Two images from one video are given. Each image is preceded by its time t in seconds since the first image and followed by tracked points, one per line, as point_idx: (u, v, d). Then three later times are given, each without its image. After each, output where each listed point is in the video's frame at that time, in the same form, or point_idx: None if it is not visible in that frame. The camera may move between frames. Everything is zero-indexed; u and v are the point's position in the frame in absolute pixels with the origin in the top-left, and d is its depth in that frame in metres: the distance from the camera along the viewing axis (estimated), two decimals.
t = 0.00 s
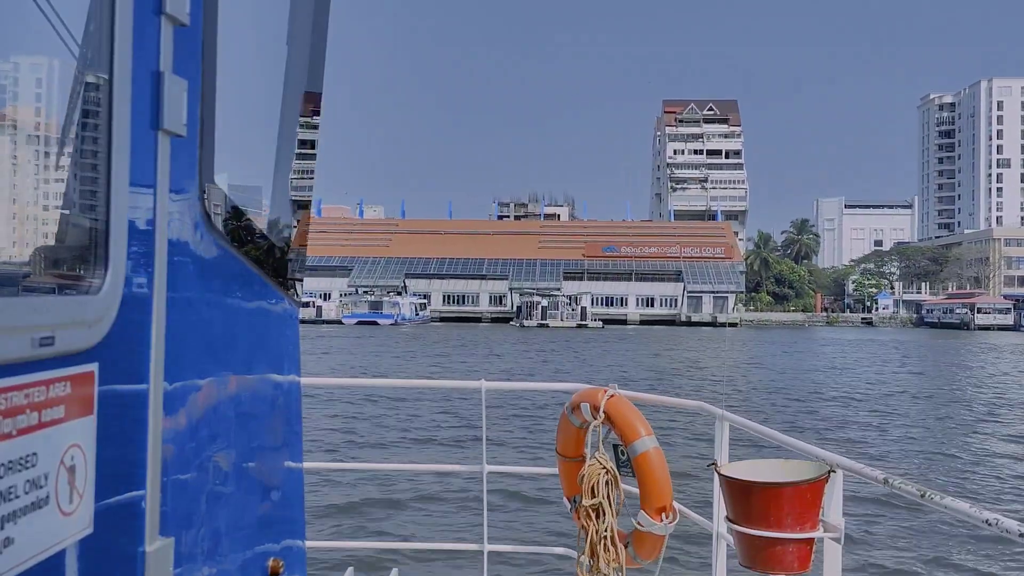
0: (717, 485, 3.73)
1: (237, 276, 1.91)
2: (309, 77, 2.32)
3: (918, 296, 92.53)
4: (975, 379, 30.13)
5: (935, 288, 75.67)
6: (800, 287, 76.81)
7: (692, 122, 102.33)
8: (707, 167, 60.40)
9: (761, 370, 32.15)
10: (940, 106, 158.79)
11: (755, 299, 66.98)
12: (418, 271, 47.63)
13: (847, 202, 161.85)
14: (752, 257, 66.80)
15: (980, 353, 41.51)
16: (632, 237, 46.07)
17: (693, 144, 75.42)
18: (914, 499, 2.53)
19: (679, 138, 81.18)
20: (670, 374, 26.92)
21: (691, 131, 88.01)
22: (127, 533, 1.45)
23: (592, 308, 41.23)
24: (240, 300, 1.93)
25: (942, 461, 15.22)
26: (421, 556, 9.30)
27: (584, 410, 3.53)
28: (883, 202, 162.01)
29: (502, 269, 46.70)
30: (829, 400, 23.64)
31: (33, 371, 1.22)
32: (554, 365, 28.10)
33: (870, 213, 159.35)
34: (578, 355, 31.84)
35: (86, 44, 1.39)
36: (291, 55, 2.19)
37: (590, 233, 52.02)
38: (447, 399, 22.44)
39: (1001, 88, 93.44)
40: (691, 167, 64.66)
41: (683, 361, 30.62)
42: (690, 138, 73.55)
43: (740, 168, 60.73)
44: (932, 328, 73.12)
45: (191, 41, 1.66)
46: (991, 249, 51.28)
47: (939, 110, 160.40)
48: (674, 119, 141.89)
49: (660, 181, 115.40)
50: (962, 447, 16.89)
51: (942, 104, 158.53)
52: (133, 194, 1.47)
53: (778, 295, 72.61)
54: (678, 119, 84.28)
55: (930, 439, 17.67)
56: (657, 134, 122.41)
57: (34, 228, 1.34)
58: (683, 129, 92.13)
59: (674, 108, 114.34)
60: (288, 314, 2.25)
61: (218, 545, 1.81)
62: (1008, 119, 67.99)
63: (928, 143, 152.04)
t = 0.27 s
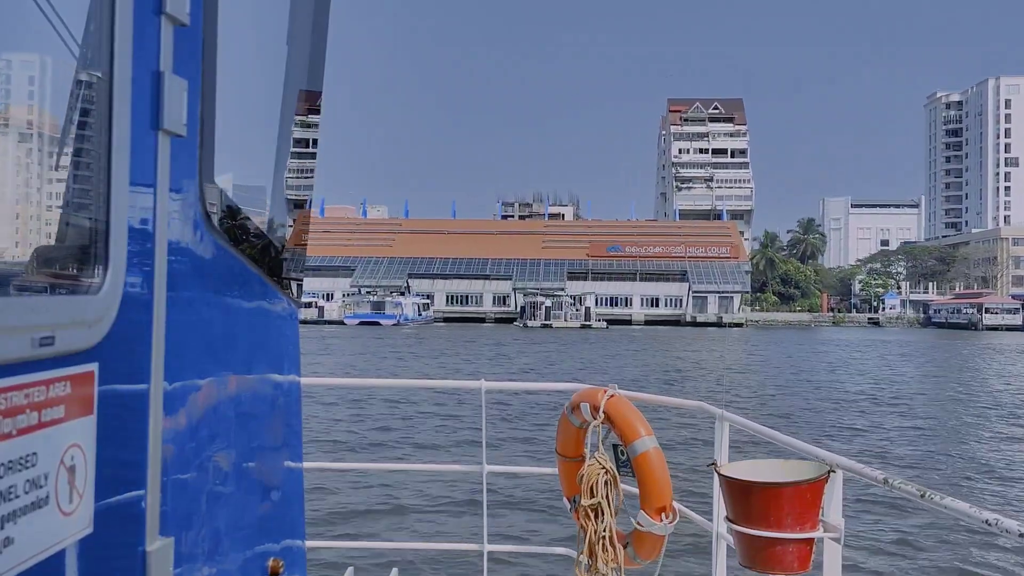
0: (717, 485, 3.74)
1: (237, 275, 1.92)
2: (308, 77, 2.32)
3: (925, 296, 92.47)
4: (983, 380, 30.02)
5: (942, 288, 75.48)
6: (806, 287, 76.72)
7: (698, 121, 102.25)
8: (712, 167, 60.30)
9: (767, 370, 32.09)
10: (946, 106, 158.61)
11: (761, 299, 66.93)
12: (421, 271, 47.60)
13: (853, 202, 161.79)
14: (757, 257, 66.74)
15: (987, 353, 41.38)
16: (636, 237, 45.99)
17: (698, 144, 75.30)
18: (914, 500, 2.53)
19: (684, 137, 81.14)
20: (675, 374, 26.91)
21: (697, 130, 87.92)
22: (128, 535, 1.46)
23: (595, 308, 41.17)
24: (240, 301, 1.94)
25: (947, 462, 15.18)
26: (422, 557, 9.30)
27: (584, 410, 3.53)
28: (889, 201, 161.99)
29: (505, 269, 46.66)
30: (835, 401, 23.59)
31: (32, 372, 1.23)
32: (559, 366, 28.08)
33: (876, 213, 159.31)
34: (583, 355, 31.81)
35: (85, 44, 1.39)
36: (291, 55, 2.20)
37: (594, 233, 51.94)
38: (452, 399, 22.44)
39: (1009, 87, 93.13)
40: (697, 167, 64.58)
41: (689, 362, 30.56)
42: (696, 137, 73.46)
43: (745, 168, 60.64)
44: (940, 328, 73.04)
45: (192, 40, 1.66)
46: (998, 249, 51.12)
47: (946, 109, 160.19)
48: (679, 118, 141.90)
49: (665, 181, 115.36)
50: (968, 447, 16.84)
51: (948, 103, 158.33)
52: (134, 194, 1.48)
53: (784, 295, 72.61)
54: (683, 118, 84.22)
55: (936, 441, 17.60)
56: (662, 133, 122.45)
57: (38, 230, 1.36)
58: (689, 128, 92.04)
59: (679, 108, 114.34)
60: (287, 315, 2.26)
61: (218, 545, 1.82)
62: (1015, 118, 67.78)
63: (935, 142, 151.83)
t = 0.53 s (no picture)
0: (717, 485, 3.74)
1: (238, 276, 1.92)
2: (310, 74, 2.31)
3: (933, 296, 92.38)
4: (992, 380, 29.89)
5: (949, 288, 75.33)
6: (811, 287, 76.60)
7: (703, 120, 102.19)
8: (717, 166, 60.17)
9: (773, 370, 32.03)
10: (953, 105, 158.32)
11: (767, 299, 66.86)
12: (424, 271, 47.59)
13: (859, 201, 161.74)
14: (763, 257, 66.66)
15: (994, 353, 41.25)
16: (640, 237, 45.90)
17: (703, 143, 75.22)
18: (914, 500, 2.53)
19: (688, 136, 81.06)
20: (681, 374, 26.87)
21: (702, 130, 87.81)
22: (128, 536, 1.46)
23: (600, 308, 41.13)
24: (240, 300, 1.93)
25: (952, 463, 15.12)
26: (423, 557, 9.29)
27: (584, 410, 3.54)
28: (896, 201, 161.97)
29: (509, 268, 46.63)
30: (841, 402, 23.53)
31: (32, 371, 1.22)
32: (565, 366, 28.04)
33: (882, 213, 159.28)
34: (589, 356, 31.77)
35: (86, 45, 1.39)
36: (291, 55, 2.19)
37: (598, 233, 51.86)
38: (456, 399, 22.43)
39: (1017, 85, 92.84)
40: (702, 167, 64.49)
41: (695, 362, 30.52)
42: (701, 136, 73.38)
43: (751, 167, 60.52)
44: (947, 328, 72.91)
45: (191, 40, 1.66)
46: (1006, 248, 50.93)
47: (952, 108, 159.89)
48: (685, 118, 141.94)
49: (671, 181, 115.36)
50: (974, 448, 16.79)
51: (955, 101, 158.03)
52: (135, 195, 1.48)
53: (789, 295, 72.53)
54: (688, 117, 84.16)
55: (943, 441, 17.54)
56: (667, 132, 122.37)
57: (40, 228, 1.34)
58: (694, 127, 91.94)
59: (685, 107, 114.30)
60: (287, 315, 2.26)
61: (218, 546, 1.81)
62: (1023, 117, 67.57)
63: (941, 142, 151.66)
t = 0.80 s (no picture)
0: (717, 485, 3.75)
1: (237, 277, 1.93)
2: (309, 72, 2.32)
3: (941, 296, 92.19)
4: (1000, 380, 29.78)
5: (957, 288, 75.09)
6: (818, 287, 76.48)
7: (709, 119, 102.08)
8: (723, 165, 60.05)
9: (780, 370, 31.96)
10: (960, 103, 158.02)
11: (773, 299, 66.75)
12: (428, 271, 47.57)
13: (865, 201, 161.63)
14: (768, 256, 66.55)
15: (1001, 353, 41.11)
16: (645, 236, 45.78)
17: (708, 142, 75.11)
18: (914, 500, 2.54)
19: (693, 135, 80.93)
20: (686, 374, 26.83)
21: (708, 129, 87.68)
22: (129, 534, 1.48)
23: (604, 308, 41.10)
24: (240, 300, 1.95)
25: (959, 463, 15.08)
26: (425, 557, 9.31)
27: (584, 410, 3.56)
28: (903, 201, 161.74)
29: (512, 268, 46.59)
30: (847, 402, 23.48)
31: (32, 373, 1.23)
32: (570, 366, 28.02)
33: (889, 212, 159.12)
34: (595, 356, 31.72)
35: (86, 47, 1.40)
36: (291, 56, 2.21)
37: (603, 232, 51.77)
38: (461, 399, 22.44)
39: None
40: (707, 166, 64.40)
41: (701, 363, 30.46)
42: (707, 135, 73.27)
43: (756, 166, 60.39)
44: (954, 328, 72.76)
45: (191, 41, 1.68)
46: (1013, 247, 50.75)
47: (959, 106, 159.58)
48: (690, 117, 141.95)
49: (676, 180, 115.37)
50: (980, 448, 16.73)
51: (962, 100, 157.73)
52: (135, 193, 1.49)
53: (795, 295, 72.43)
54: (693, 116, 84.05)
55: (950, 442, 17.48)
56: (672, 131, 122.27)
57: (42, 228, 1.36)
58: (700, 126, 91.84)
59: (690, 105, 114.21)
60: (288, 316, 2.28)
61: (218, 546, 1.83)
62: None
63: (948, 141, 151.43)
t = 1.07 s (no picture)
0: (716, 486, 3.75)
1: (236, 276, 1.92)
2: (310, 70, 2.31)
3: (949, 295, 91.91)
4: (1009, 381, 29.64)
5: (965, 287, 74.86)
6: (825, 287, 76.27)
7: (715, 117, 101.95)
8: (729, 163, 59.90)
9: (787, 371, 31.85)
10: (967, 102, 157.68)
11: (779, 298, 66.56)
12: (431, 271, 47.54)
13: (873, 200, 161.51)
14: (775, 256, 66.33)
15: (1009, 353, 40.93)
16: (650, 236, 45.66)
17: (714, 141, 74.92)
18: (913, 499, 2.55)
19: (699, 133, 80.82)
20: (692, 375, 26.77)
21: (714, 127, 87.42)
22: (129, 533, 1.48)
23: (609, 308, 41.01)
24: (239, 300, 1.94)
25: (965, 464, 15.02)
26: (427, 557, 9.31)
27: (584, 410, 3.55)
28: (910, 200, 161.58)
29: (516, 268, 46.53)
30: (854, 403, 23.40)
31: (32, 372, 1.24)
32: (576, 366, 27.96)
33: (896, 212, 159.04)
34: (600, 356, 31.65)
35: (86, 46, 1.41)
36: (291, 57, 2.21)
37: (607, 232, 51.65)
38: (466, 398, 22.44)
39: None
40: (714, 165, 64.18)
41: (708, 364, 30.38)
42: (713, 134, 73.05)
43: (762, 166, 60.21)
44: (962, 328, 72.59)
45: (192, 40, 1.68)
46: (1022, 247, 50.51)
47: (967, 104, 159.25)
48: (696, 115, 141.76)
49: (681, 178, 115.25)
50: (986, 449, 16.66)
51: (969, 98, 157.44)
52: (134, 193, 1.49)
53: (802, 295, 72.26)
54: (699, 114, 83.91)
55: (956, 443, 17.41)
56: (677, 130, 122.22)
57: (45, 227, 1.37)
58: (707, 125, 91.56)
59: (696, 104, 114.12)
60: (288, 318, 2.28)
61: (218, 545, 1.83)
62: None
63: (956, 140, 151.02)
